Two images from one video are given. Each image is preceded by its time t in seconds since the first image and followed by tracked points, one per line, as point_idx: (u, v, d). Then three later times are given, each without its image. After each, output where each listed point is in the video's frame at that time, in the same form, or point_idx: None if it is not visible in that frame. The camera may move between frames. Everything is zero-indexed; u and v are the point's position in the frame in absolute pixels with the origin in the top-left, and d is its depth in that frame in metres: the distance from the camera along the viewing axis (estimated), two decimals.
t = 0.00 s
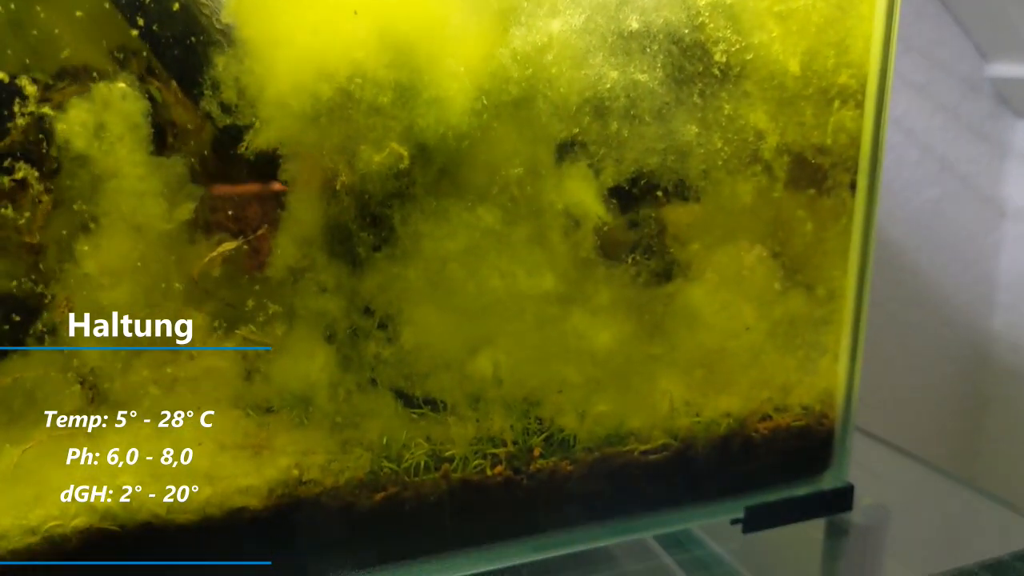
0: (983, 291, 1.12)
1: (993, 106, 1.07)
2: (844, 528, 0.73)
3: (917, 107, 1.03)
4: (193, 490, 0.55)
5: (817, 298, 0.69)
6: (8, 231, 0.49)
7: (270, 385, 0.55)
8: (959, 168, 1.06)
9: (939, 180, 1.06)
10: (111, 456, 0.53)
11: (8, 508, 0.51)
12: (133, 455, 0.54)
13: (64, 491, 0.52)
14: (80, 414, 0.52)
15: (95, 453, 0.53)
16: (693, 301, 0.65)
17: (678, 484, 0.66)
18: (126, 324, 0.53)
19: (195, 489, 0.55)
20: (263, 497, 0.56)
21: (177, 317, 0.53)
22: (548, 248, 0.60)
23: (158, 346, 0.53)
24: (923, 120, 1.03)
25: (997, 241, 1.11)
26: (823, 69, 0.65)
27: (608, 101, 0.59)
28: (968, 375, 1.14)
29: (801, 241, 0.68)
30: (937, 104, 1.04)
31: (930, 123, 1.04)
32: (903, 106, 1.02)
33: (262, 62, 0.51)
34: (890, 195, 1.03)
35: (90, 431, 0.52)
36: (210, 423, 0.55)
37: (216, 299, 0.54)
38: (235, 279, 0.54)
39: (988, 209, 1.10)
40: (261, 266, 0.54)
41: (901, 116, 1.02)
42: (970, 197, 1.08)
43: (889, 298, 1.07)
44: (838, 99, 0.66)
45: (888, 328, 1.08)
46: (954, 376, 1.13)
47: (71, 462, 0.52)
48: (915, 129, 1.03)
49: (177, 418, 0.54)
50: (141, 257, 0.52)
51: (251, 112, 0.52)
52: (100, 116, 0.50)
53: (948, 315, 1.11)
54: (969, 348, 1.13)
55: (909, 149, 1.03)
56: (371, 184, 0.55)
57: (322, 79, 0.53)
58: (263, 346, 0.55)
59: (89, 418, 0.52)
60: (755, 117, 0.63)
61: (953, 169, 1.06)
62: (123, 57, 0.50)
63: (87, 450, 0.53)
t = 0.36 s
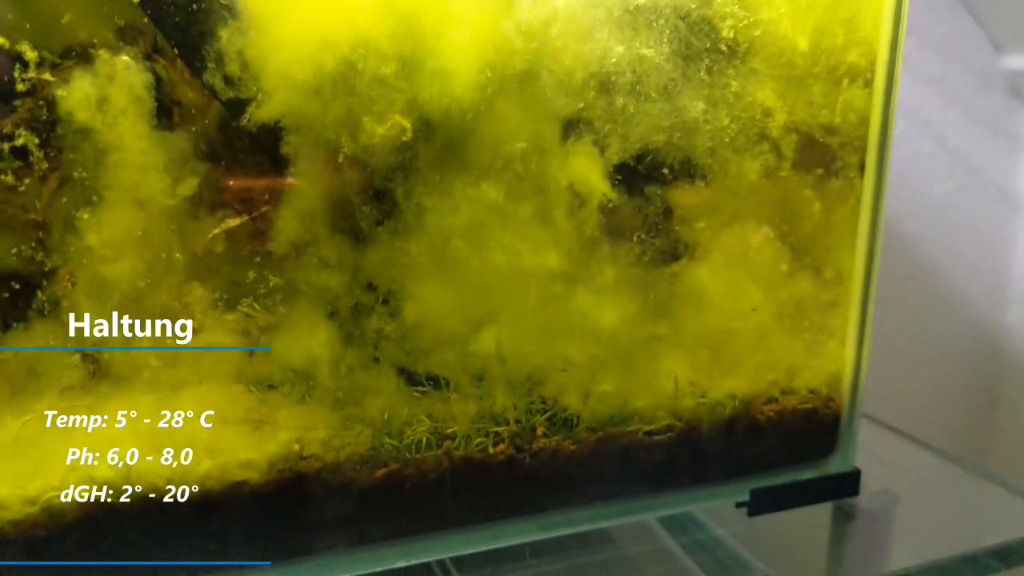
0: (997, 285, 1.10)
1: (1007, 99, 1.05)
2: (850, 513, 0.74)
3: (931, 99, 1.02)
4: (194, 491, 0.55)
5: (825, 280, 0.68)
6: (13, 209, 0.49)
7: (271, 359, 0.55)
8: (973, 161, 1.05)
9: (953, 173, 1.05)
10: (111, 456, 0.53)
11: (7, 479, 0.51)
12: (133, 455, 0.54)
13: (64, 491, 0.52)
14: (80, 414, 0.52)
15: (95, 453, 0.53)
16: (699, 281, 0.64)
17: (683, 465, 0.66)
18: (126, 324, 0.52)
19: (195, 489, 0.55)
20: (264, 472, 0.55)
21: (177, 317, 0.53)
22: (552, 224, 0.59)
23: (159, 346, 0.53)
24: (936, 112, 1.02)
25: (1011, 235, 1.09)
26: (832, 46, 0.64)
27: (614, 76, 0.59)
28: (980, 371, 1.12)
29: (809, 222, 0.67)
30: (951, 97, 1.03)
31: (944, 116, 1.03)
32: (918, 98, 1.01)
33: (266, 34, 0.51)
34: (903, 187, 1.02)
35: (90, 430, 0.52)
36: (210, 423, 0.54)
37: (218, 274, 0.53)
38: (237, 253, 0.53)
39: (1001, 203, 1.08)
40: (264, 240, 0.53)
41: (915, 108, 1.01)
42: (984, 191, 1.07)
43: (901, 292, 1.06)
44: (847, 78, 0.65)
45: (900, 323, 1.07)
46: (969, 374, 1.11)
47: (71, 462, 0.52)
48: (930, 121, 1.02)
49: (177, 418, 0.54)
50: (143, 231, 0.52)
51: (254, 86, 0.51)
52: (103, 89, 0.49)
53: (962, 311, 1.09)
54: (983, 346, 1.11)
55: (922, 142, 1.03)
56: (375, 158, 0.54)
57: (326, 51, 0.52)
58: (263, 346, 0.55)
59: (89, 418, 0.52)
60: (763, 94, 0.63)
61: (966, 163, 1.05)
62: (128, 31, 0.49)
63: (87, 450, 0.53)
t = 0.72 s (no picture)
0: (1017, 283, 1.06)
1: None
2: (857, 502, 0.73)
3: (940, 94, 1.01)
4: (193, 490, 0.54)
5: (834, 267, 0.68)
6: (15, 188, 0.49)
7: (273, 341, 0.54)
8: (988, 157, 1.03)
9: (966, 168, 1.03)
10: (111, 456, 0.53)
11: (6, 456, 0.51)
12: (133, 455, 0.53)
13: (65, 491, 0.52)
14: (80, 414, 0.52)
15: (95, 453, 0.52)
16: (706, 266, 0.63)
17: (690, 450, 0.65)
18: (126, 324, 0.52)
19: (195, 488, 0.54)
20: (265, 453, 0.55)
21: (177, 317, 0.53)
22: (557, 206, 0.59)
23: (159, 346, 0.53)
24: (946, 107, 1.01)
25: None
26: (843, 28, 0.63)
27: (622, 57, 0.58)
28: (997, 372, 1.07)
29: (818, 208, 0.66)
30: (964, 92, 1.01)
31: (957, 111, 1.02)
32: (929, 92, 1.01)
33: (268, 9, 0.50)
34: (914, 180, 1.02)
35: (90, 430, 0.52)
36: (210, 423, 0.54)
37: (220, 254, 0.53)
38: (239, 233, 0.53)
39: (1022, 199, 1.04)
40: (267, 220, 0.53)
41: (926, 101, 1.01)
42: (1000, 187, 1.04)
43: (910, 287, 1.05)
44: (858, 61, 0.64)
45: (910, 317, 1.06)
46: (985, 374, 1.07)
47: (71, 462, 0.52)
48: (942, 115, 1.01)
49: (177, 418, 0.54)
50: (145, 210, 0.51)
51: (258, 64, 0.51)
52: (106, 66, 0.49)
53: (976, 309, 1.06)
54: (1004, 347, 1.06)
55: (934, 136, 1.02)
56: (379, 137, 0.54)
57: (329, 26, 0.51)
58: (263, 346, 0.54)
59: (89, 418, 0.52)
60: (772, 76, 0.62)
61: (979, 158, 1.03)
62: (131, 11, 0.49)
63: (87, 450, 0.52)
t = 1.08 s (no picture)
0: None
1: None
2: (866, 489, 0.72)
3: (955, 87, 0.99)
4: (193, 490, 0.54)
5: (844, 249, 0.66)
6: (18, 164, 0.48)
7: (273, 316, 0.54)
8: (1006, 151, 0.99)
9: (980, 162, 0.99)
10: (111, 455, 0.53)
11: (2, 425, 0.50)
12: (133, 455, 0.53)
13: (64, 491, 0.52)
14: (80, 415, 0.51)
15: (95, 453, 0.52)
16: (713, 247, 0.62)
17: (694, 433, 0.64)
18: (126, 324, 0.52)
19: (195, 489, 0.54)
20: (264, 429, 0.54)
21: (177, 317, 0.52)
22: (561, 184, 0.58)
23: (159, 347, 0.52)
24: (961, 100, 0.99)
25: None
26: (854, 4, 0.62)
27: (628, 32, 0.57)
28: None
29: (828, 188, 0.65)
30: (979, 85, 0.99)
31: (972, 104, 0.99)
32: (945, 84, 0.99)
33: None
34: (923, 173, 1.00)
35: (90, 430, 0.52)
36: (210, 423, 0.54)
37: (220, 228, 0.52)
38: (238, 207, 0.52)
39: None
40: (267, 195, 0.52)
41: (941, 95, 1.00)
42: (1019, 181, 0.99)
43: (920, 281, 1.03)
44: (870, 38, 0.63)
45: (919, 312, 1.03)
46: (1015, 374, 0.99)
47: (71, 462, 0.52)
48: (956, 109, 1.00)
49: (177, 418, 0.53)
50: (145, 185, 0.50)
51: (259, 36, 0.50)
52: (106, 38, 0.48)
53: (998, 309, 1.00)
54: None
55: (946, 130, 1.00)
56: (380, 110, 0.53)
57: None
58: (263, 346, 0.54)
59: (89, 419, 0.52)
60: (782, 52, 0.61)
61: (994, 151, 0.99)
62: None
63: (87, 450, 0.52)
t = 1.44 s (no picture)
0: None
1: None
2: (865, 478, 0.71)
3: (965, 82, 0.97)
4: (194, 490, 0.54)
5: (842, 234, 0.66)
6: (11, 148, 0.48)
7: (262, 297, 0.53)
8: (1009, 145, 0.98)
9: (986, 158, 0.98)
10: (111, 455, 0.53)
11: None
12: (133, 455, 0.53)
13: (65, 491, 0.52)
14: (80, 415, 0.51)
15: (95, 453, 0.52)
16: (710, 231, 0.61)
17: (689, 420, 0.64)
18: (127, 324, 0.52)
19: (195, 489, 0.54)
20: (253, 410, 0.54)
21: (177, 317, 0.52)
22: (555, 165, 0.57)
23: (159, 347, 0.52)
24: (969, 95, 0.97)
25: None
26: None
27: (623, 13, 0.56)
28: None
29: (827, 171, 0.64)
30: (984, 80, 0.97)
31: (977, 99, 0.97)
32: (950, 79, 0.96)
33: None
34: (932, 167, 0.96)
35: (90, 431, 0.52)
36: (211, 423, 0.53)
37: (208, 208, 0.51)
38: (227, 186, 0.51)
39: None
40: (257, 175, 0.52)
41: (947, 89, 0.96)
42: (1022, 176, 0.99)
43: (926, 275, 0.99)
44: (870, 19, 0.62)
45: (927, 310, 1.00)
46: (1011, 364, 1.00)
47: (71, 462, 0.52)
48: (962, 104, 0.97)
49: (177, 418, 0.53)
50: (135, 165, 0.50)
51: (248, 13, 0.50)
52: (96, 17, 0.48)
53: (998, 301, 1.00)
54: None
55: (954, 124, 0.97)
56: (371, 88, 0.53)
57: None
58: (263, 346, 0.54)
59: (89, 419, 0.51)
60: (779, 33, 0.60)
61: (1000, 146, 0.98)
62: None
63: (87, 450, 0.52)
